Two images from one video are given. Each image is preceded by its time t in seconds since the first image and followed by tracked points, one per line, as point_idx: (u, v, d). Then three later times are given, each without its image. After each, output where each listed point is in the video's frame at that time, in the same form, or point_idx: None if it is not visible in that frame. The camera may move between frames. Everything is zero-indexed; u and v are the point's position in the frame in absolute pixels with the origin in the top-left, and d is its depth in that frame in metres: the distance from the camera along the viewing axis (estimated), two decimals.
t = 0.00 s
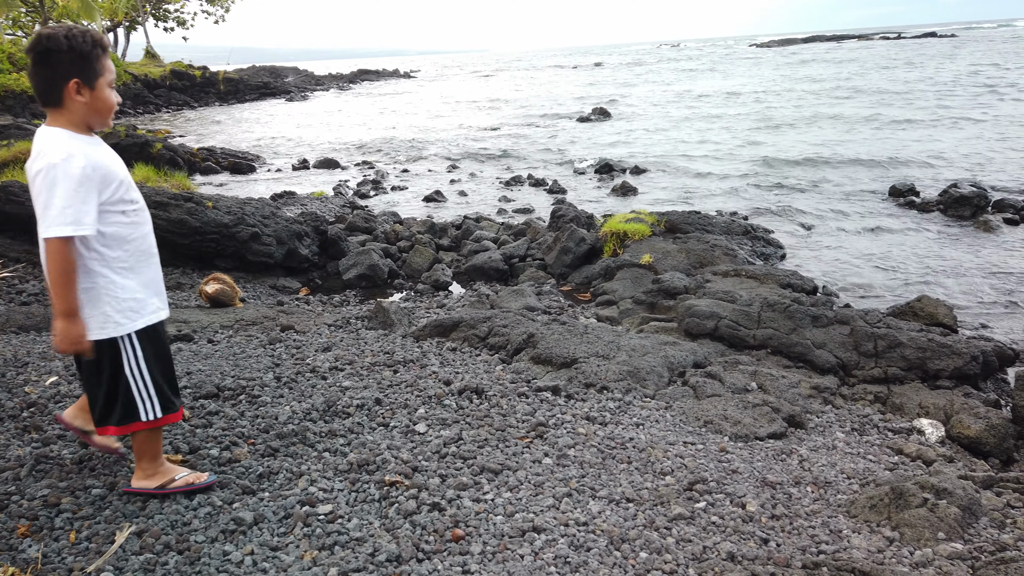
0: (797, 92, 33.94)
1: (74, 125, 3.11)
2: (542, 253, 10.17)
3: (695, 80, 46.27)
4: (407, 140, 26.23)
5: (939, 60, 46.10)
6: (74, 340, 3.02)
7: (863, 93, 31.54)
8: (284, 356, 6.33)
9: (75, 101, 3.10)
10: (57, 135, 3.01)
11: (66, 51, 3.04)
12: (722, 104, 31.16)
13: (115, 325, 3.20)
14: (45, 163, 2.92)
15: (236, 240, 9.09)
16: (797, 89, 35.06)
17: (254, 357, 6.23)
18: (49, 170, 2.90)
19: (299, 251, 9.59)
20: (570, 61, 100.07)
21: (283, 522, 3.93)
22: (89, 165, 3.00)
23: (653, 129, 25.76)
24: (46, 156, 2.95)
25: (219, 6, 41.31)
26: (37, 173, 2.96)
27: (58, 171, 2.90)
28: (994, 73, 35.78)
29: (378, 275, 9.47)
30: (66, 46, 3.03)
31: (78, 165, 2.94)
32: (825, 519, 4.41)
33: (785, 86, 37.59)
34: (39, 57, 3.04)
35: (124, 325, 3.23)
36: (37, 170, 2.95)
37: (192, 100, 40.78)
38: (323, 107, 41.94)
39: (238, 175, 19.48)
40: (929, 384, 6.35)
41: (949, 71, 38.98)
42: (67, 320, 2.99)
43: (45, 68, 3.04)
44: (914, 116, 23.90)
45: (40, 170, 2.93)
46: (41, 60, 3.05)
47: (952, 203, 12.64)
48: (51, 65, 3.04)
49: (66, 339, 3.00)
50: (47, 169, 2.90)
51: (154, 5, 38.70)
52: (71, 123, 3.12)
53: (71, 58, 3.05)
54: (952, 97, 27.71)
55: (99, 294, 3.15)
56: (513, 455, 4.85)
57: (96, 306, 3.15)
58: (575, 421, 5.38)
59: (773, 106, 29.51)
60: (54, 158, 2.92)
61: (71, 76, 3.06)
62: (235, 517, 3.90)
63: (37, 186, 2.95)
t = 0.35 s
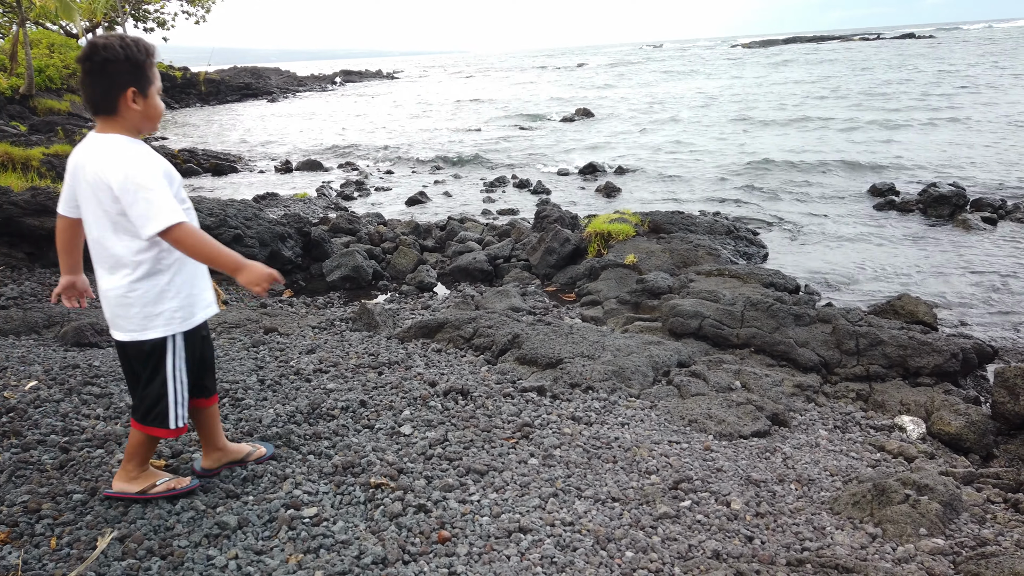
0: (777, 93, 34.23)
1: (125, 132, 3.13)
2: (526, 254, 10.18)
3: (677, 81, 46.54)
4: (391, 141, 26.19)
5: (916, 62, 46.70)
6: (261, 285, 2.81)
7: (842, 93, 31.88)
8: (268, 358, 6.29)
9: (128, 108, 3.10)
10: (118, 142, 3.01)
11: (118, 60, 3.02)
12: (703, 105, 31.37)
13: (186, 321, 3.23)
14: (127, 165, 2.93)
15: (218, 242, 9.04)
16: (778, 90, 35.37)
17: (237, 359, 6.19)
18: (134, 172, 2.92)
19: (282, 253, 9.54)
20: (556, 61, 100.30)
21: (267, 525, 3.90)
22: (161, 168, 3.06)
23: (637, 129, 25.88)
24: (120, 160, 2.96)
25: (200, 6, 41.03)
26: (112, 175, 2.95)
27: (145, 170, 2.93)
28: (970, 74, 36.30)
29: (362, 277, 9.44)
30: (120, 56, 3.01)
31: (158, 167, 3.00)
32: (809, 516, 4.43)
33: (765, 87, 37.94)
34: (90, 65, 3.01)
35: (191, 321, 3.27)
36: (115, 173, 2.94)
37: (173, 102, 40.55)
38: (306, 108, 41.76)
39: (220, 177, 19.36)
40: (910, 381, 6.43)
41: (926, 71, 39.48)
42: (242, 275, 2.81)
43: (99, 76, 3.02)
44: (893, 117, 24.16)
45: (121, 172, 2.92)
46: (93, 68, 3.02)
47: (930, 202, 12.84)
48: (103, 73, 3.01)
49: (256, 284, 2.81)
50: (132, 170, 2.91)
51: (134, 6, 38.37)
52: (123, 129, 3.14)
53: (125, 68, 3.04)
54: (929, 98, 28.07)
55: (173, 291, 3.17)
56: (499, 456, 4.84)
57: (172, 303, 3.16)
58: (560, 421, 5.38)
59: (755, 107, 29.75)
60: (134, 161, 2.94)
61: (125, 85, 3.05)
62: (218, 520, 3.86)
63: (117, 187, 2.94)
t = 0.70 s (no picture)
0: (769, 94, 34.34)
1: (186, 129, 3.22)
2: (520, 254, 10.19)
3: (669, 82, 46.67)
4: (384, 141, 26.17)
5: (907, 62, 46.94)
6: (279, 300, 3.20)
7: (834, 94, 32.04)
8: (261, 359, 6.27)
9: (190, 107, 3.19)
10: (181, 140, 3.09)
11: (184, 61, 3.12)
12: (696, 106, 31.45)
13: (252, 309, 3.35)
14: (187, 164, 3.00)
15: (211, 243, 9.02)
16: (770, 91, 35.50)
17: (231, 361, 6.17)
18: (194, 171, 2.99)
19: (275, 254, 9.51)
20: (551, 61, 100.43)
21: (261, 527, 3.88)
22: (218, 162, 3.12)
23: (630, 130, 25.93)
24: (180, 159, 3.03)
25: (192, 6, 40.91)
26: (173, 173, 3.02)
27: (204, 169, 3.01)
28: (960, 75, 36.50)
29: (356, 278, 9.43)
30: (185, 57, 3.11)
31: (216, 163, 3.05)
32: (803, 515, 4.45)
33: (758, 87, 38.08)
34: (157, 65, 3.12)
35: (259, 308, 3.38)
36: (177, 172, 3.01)
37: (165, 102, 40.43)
38: (299, 108, 41.68)
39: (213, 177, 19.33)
40: (902, 380, 6.46)
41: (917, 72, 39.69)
42: (261, 289, 3.16)
43: (164, 76, 3.12)
44: (885, 117, 24.29)
45: (182, 171, 3.00)
46: (160, 69, 3.13)
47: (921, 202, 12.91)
48: (169, 74, 3.12)
49: (266, 301, 3.17)
50: (192, 170, 2.99)
51: (125, 6, 38.24)
52: (185, 127, 3.23)
53: (189, 69, 3.14)
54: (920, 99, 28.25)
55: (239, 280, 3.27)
56: (493, 456, 4.84)
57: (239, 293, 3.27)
58: (554, 421, 5.38)
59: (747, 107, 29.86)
60: (193, 160, 3.01)
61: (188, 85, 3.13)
62: (212, 522, 3.84)
63: (180, 185, 3.01)
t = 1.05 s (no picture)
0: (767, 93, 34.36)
1: (281, 137, 3.30)
2: (518, 254, 10.18)
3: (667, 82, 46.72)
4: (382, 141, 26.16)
5: (904, 62, 47.01)
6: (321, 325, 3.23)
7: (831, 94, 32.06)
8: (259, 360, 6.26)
9: (287, 117, 3.30)
10: (278, 145, 3.19)
11: (287, 73, 3.27)
12: (693, 105, 31.48)
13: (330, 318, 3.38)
14: (287, 169, 3.10)
15: (209, 243, 9.00)
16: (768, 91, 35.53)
17: (229, 361, 6.16)
18: (292, 176, 3.08)
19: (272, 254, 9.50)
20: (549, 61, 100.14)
21: (260, 527, 3.88)
22: (313, 170, 3.15)
23: (627, 130, 25.95)
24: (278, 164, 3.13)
25: (189, 6, 40.91)
26: (270, 179, 3.12)
27: (299, 175, 3.08)
28: (957, 75, 36.56)
29: (354, 278, 9.42)
30: (289, 68, 3.25)
31: (312, 171, 3.09)
32: (801, 515, 4.45)
33: (755, 87, 38.12)
34: (260, 73, 3.26)
35: (341, 315, 3.40)
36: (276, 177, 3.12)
37: (163, 102, 40.40)
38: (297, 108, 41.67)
39: (210, 177, 19.31)
40: (900, 380, 6.47)
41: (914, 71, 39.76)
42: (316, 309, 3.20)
43: (266, 83, 3.25)
44: (882, 117, 24.32)
45: (281, 177, 3.10)
46: (263, 77, 3.27)
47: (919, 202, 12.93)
48: (271, 81, 3.25)
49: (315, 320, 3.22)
50: (291, 176, 3.08)
51: (123, 6, 38.17)
52: (278, 135, 3.33)
53: (291, 79, 3.26)
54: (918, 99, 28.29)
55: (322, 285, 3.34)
56: (491, 456, 4.84)
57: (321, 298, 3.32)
58: (552, 421, 5.38)
59: (745, 107, 29.86)
60: (291, 165, 3.10)
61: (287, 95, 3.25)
62: (210, 523, 3.84)
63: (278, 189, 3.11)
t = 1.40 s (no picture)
0: (766, 93, 34.37)
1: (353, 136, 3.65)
2: (517, 254, 10.18)
3: (665, 81, 46.71)
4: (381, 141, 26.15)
5: (902, 62, 47.00)
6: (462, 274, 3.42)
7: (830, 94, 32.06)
8: (258, 360, 6.26)
9: (358, 117, 3.65)
10: (352, 146, 3.56)
11: (356, 76, 3.59)
12: (692, 105, 31.48)
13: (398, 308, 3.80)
14: (368, 171, 3.49)
15: (207, 243, 9.00)
16: (766, 91, 35.54)
17: (228, 362, 6.15)
18: (375, 178, 3.48)
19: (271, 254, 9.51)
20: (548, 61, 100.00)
21: (259, 528, 3.88)
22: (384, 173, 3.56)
23: (626, 130, 25.94)
24: (358, 166, 3.51)
25: (188, 6, 40.90)
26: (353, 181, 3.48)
27: (382, 177, 3.49)
28: (955, 74, 36.56)
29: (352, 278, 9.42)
30: (357, 72, 3.57)
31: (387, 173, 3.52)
32: (800, 515, 4.45)
33: (754, 87, 38.12)
34: (332, 79, 3.61)
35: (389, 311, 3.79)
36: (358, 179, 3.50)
37: (161, 102, 40.40)
38: (295, 108, 41.65)
39: (209, 178, 19.30)
40: (898, 380, 6.48)
41: (913, 71, 39.77)
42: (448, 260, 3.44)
43: (338, 87, 3.59)
44: (881, 116, 24.33)
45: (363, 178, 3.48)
46: (335, 82, 3.62)
47: (918, 201, 12.94)
48: (344, 86, 3.59)
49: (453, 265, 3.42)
50: (373, 178, 3.48)
51: (121, 6, 38.09)
52: (350, 135, 3.68)
53: (360, 82, 3.60)
54: (917, 99, 28.28)
55: (395, 275, 3.76)
56: (491, 457, 4.84)
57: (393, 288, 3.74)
58: (552, 421, 5.38)
59: (743, 107, 29.84)
60: (370, 167, 3.49)
61: (358, 97, 3.57)
62: (210, 524, 3.84)
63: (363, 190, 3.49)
